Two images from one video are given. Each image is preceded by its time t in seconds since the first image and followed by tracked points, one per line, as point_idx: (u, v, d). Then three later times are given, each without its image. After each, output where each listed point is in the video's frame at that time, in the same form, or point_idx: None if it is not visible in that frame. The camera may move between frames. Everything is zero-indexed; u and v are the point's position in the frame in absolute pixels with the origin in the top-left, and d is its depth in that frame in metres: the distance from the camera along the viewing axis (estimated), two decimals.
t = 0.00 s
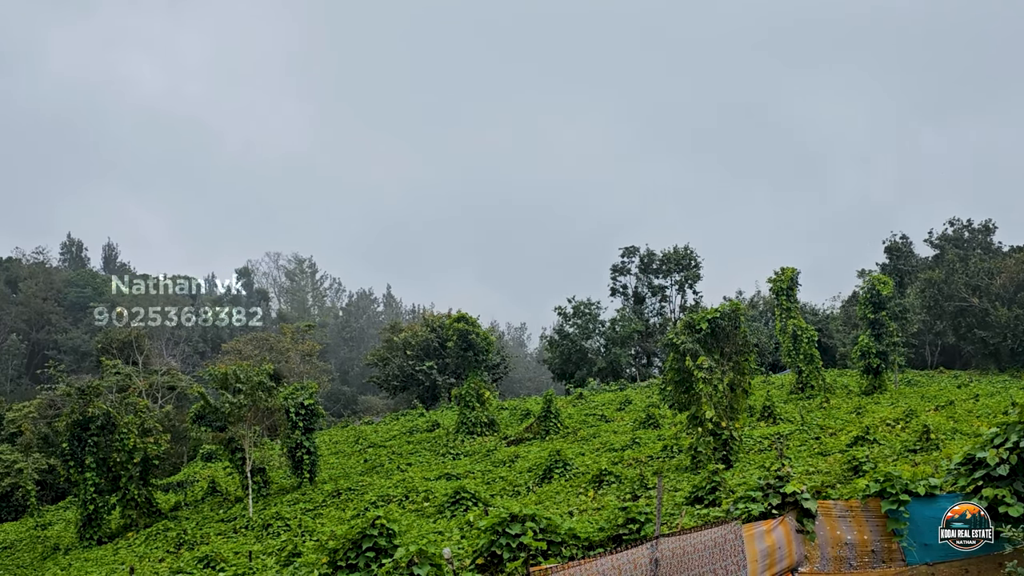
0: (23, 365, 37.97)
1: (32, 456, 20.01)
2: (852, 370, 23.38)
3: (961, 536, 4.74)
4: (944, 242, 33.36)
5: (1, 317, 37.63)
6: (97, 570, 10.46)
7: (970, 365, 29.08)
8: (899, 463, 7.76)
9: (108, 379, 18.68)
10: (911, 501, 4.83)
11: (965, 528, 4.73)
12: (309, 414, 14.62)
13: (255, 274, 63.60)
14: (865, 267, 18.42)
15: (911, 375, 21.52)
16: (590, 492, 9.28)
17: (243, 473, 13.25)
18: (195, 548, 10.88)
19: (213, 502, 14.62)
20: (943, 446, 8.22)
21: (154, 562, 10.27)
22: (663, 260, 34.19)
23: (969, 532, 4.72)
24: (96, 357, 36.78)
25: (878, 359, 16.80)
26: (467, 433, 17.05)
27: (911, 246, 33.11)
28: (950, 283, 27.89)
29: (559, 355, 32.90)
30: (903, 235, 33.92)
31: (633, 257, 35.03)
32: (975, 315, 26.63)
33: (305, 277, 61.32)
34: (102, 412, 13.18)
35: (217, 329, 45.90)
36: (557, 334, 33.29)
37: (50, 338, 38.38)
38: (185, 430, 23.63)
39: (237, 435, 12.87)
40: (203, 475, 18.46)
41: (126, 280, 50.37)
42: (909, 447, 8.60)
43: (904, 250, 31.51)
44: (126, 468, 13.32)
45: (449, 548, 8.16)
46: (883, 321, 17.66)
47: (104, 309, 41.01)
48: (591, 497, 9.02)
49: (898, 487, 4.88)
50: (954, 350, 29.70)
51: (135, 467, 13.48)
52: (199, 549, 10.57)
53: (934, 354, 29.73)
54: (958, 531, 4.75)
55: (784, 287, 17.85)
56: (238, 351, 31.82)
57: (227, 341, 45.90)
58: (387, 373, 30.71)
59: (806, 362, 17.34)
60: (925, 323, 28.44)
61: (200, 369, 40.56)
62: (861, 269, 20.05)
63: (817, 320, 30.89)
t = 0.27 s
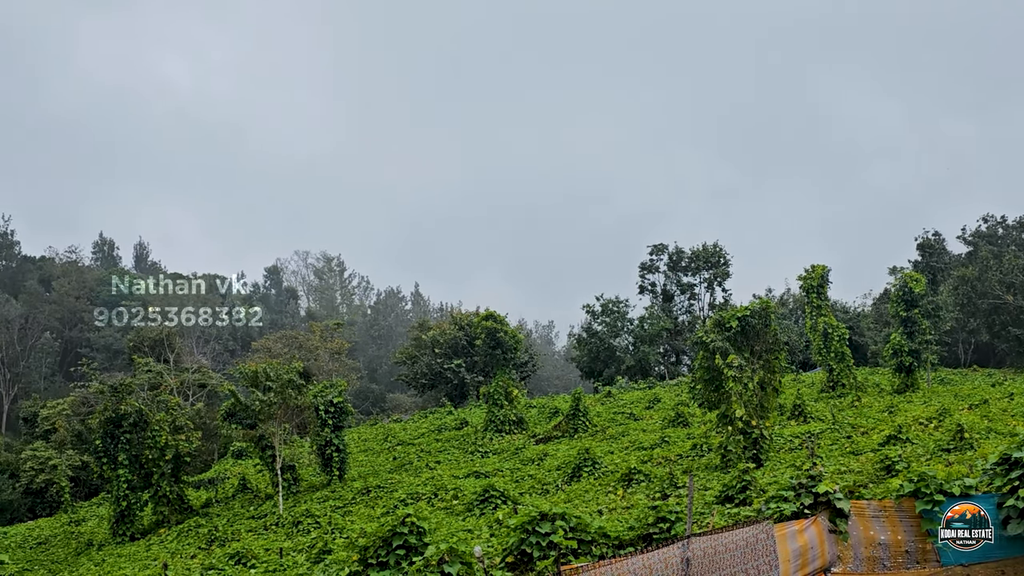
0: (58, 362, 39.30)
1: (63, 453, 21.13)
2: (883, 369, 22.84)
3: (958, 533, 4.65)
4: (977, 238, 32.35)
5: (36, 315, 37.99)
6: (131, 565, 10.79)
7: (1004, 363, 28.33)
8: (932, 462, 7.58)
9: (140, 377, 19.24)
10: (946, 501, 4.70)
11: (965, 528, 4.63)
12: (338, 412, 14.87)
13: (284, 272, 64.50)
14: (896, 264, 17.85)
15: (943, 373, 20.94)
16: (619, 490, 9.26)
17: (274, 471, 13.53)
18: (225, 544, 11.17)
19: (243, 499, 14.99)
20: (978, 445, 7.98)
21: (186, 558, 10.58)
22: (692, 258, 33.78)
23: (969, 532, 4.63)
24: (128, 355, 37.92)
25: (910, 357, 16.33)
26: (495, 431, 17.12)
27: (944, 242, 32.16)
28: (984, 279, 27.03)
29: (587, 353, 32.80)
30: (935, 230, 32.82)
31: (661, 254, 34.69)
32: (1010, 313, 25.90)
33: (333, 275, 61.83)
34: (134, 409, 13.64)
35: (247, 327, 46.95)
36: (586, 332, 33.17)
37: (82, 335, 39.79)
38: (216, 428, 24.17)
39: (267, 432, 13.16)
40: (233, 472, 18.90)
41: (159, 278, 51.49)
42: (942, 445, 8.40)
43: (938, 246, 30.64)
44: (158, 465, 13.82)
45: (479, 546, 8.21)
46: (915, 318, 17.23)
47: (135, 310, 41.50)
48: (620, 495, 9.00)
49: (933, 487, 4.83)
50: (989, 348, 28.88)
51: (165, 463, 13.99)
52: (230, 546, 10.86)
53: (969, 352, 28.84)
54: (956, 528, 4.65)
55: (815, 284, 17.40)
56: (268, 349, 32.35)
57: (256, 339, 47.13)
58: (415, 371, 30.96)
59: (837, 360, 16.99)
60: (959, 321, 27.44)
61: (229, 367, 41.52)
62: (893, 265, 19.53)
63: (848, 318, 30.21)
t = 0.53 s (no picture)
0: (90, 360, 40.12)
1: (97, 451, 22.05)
2: (915, 367, 22.24)
3: (958, 535, 4.71)
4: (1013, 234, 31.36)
5: (70, 314, 38.83)
6: (164, 561, 11.08)
7: None
8: (967, 462, 7.38)
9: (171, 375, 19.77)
10: (982, 501, 4.73)
11: (965, 528, 4.67)
12: (367, 410, 15.09)
13: (313, 270, 65.32)
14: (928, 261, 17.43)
15: (978, 372, 20.30)
16: (648, 489, 9.24)
17: (303, 469, 13.78)
18: (256, 541, 11.42)
19: (274, 496, 15.31)
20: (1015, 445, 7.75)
21: (217, 555, 10.83)
22: (720, 256, 33.35)
23: (968, 532, 4.67)
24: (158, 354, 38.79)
25: (943, 355, 15.86)
26: (524, 429, 17.16)
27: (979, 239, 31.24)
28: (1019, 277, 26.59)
29: (615, 351, 32.61)
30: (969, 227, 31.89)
31: (689, 252, 34.36)
32: None
33: (361, 273, 63.10)
34: (166, 407, 14.22)
35: (276, 326, 47.73)
36: (614, 330, 33.02)
37: (113, 333, 40.61)
38: (246, 426, 24.68)
39: (296, 430, 13.41)
40: (263, 469, 19.27)
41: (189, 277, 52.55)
42: (975, 445, 8.16)
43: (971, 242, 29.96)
44: (189, 462, 14.18)
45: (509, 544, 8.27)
46: (948, 317, 16.80)
47: (166, 308, 42.21)
48: (649, 494, 8.98)
49: (967, 486, 4.85)
50: None
51: (195, 461, 14.35)
52: (261, 543, 11.12)
53: (1004, 351, 28.00)
54: (956, 530, 4.71)
55: (846, 283, 17.03)
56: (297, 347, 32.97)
57: (285, 337, 47.90)
58: (443, 369, 31.19)
59: (868, 358, 16.62)
60: (991, 319, 26.98)
61: (259, 364, 42.49)
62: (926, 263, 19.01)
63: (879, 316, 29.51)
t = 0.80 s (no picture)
0: (124, 359, 40.90)
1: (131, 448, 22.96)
2: (950, 365, 21.56)
3: (959, 535, 4.65)
4: None
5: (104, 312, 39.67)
6: (197, 558, 11.40)
7: None
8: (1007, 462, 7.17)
9: (203, 373, 20.36)
10: (1019, 502, 4.65)
11: (965, 528, 4.63)
12: (397, 409, 15.30)
13: (343, 270, 66.27)
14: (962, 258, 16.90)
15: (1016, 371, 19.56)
16: (679, 488, 9.20)
17: (334, 467, 14.05)
18: (287, 539, 11.70)
19: (305, 494, 15.66)
20: None
21: (249, 552, 11.11)
22: (751, 254, 32.81)
23: (969, 532, 4.62)
24: (190, 353, 39.91)
25: (979, 354, 15.33)
26: (553, 428, 17.19)
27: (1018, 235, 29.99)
28: None
29: (645, 350, 32.41)
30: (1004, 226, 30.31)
31: (720, 250, 33.91)
32: None
33: (391, 273, 63.85)
34: (198, 405, 14.60)
35: (306, 325, 48.56)
36: (644, 329, 32.78)
37: (146, 332, 41.25)
38: (277, 424, 25.28)
39: (327, 428, 13.72)
40: (295, 467, 19.70)
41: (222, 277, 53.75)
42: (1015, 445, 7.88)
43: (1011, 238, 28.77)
44: (221, 460, 14.61)
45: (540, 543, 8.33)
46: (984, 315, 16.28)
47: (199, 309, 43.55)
48: (680, 493, 8.94)
49: (1005, 487, 4.74)
50: None
51: (227, 459, 14.74)
52: (292, 541, 11.38)
53: None
54: (957, 530, 4.66)
55: (879, 280, 16.48)
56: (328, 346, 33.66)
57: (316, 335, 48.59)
58: (473, 367, 31.41)
59: (901, 357, 16.17)
60: None
61: (290, 363, 43.50)
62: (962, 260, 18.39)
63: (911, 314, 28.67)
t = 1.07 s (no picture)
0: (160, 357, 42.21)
1: (167, 445, 23.78)
2: (993, 365, 20.77)
3: (963, 535, 4.71)
4: None
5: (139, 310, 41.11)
6: (233, 555, 11.74)
7: None
8: None
9: (237, 372, 20.91)
10: None
11: (965, 528, 4.69)
12: (430, 408, 15.48)
13: (375, 270, 67.04)
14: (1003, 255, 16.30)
15: None
16: (713, 488, 9.11)
17: (368, 465, 14.34)
18: (321, 537, 11.97)
19: (338, 492, 15.99)
20: None
21: (285, 549, 11.39)
22: (785, 253, 32.13)
23: (968, 531, 4.69)
24: (225, 351, 40.85)
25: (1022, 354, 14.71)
26: (586, 428, 17.16)
27: None
28: None
29: (678, 350, 32.00)
30: None
31: (754, 249, 33.30)
32: None
33: (423, 272, 64.42)
34: (233, 403, 15.07)
35: (339, 324, 49.32)
36: (677, 328, 32.41)
37: (180, 331, 42.58)
38: (311, 423, 25.81)
39: (361, 427, 13.88)
40: (328, 465, 20.08)
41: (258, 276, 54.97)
42: None
43: None
44: (256, 458, 15.01)
45: (574, 542, 8.37)
46: None
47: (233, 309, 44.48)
48: (714, 494, 8.86)
49: None
50: None
51: (262, 457, 15.14)
52: (326, 538, 11.65)
53: None
54: (959, 529, 4.72)
55: (916, 279, 15.88)
56: (361, 346, 34.24)
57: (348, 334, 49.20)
58: (506, 367, 31.54)
59: (939, 357, 15.73)
60: None
61: (323, 361, 44.40)
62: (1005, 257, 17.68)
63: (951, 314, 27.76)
